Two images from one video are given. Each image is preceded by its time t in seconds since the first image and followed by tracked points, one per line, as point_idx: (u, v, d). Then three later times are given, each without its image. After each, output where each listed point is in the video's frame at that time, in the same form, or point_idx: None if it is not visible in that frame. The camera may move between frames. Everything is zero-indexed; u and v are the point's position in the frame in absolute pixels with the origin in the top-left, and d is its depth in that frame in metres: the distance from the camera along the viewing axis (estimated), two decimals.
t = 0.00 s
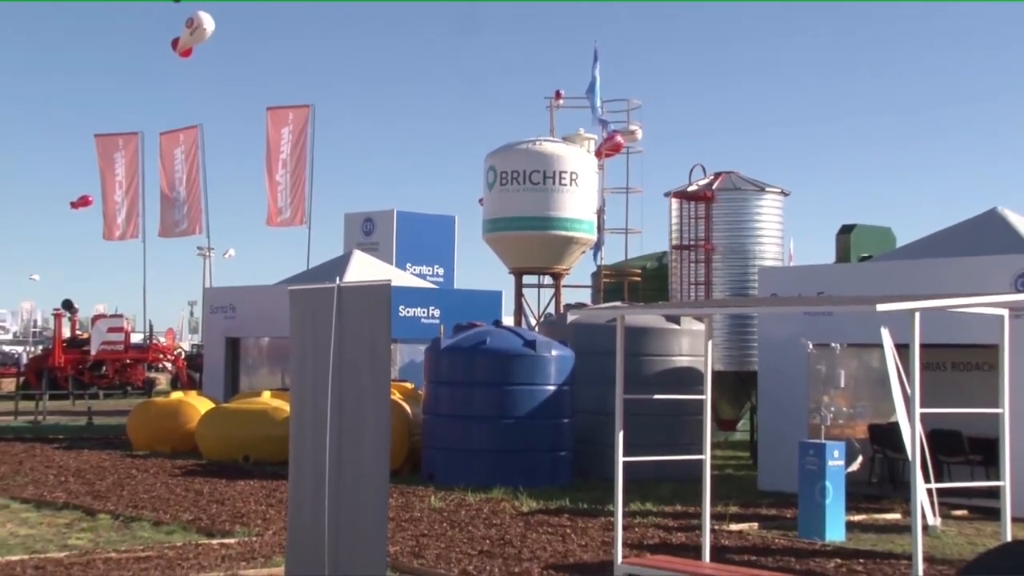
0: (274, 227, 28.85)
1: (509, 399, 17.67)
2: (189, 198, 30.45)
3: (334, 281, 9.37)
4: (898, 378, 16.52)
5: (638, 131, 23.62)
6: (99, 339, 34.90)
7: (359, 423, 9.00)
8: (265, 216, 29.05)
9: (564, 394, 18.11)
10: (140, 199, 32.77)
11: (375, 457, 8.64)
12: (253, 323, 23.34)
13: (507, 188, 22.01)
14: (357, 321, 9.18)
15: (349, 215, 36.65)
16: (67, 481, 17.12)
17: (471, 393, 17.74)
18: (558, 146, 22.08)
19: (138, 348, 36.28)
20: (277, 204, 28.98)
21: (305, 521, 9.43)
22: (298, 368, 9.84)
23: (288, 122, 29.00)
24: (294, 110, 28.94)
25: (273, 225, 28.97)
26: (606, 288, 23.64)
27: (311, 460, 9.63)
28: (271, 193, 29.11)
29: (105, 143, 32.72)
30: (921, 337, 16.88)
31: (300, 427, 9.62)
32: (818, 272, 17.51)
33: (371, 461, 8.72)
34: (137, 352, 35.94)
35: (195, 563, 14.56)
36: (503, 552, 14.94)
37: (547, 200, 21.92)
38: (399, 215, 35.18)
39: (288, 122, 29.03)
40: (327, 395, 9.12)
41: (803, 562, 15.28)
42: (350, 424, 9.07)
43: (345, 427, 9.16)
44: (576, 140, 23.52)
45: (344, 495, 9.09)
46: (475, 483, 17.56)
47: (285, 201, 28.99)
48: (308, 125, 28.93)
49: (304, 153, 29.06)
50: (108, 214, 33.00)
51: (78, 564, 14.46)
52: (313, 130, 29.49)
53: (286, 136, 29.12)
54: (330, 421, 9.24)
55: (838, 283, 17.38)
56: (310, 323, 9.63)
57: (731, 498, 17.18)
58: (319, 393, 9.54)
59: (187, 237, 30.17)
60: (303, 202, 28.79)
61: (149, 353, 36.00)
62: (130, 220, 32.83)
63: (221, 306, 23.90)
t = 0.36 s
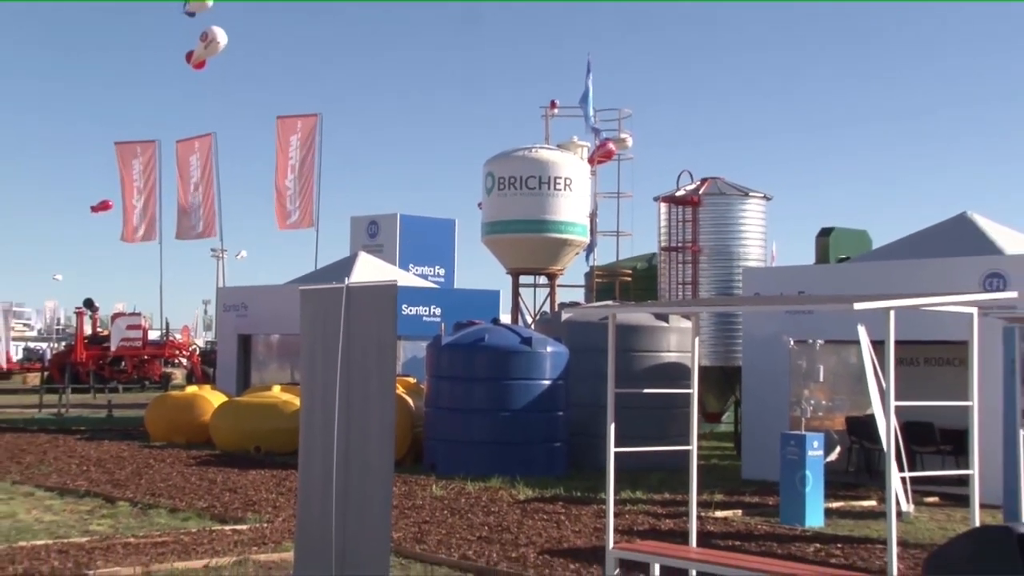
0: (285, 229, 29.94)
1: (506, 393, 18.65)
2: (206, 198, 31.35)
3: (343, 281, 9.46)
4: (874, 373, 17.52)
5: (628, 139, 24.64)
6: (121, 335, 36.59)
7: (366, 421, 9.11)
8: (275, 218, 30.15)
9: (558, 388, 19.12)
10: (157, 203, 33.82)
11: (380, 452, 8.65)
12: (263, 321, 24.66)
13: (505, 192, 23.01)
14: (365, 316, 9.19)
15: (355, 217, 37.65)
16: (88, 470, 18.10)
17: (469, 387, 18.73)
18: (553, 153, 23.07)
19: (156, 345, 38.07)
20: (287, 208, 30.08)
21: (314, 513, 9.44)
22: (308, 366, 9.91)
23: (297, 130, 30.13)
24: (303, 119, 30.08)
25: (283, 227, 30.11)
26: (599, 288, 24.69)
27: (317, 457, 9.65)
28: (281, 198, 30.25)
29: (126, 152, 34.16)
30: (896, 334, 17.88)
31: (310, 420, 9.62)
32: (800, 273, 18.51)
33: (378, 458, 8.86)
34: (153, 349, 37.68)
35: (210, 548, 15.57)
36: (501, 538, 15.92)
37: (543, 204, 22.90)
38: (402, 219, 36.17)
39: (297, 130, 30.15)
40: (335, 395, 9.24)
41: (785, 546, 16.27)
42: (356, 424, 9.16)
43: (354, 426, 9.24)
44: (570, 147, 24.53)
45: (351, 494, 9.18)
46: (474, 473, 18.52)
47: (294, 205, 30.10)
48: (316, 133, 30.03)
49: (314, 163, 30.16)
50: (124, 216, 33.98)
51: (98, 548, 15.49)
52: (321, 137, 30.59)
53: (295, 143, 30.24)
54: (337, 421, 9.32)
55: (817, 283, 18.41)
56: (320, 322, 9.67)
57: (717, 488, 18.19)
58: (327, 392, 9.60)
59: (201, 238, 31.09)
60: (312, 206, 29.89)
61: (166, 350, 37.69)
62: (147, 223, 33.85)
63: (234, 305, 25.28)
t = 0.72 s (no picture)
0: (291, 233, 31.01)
1: (504, 389, 19.65)
2: (215, 206, 32.51)
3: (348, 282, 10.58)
4: (851, 369, 18.54)
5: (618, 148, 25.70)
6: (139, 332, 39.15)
7: (371, 410, 10.32)
8: (282, 222, 31.30)
9: (552, 384, 20.14)
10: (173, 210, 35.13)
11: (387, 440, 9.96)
12: (273, 321, 26.11)
13: (502, 198, 24.06)
14: (371, 332, 10.32)
15: (360, 222, 38.76)
16: (107, 462, 19.11)
17: (468, 383, 19.76)
18: (548, 161, 24.10)
19: (170, 343, 40.49)
20: (294, 213, 31.22)
21: (320, 504, 10.62)
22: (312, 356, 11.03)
23: (304, 138, 31.25)
24: (310, 129, 31.18)
25: (288, 231, 31.27)
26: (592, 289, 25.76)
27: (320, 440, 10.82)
28: (288, 204, 31.38)
29: (141, 159, 35.27)
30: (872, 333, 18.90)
31: (315, 419, 10.74)
32: (782, 275, 19.54)
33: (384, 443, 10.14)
34: (168, 346, 39.85)
35: (222, 535, 16.55)
36: (498, 526, 16.92)
37: (538, 209, 23.94)
38: (404, 223, 37.23)
39: (303, 138, 31.28)
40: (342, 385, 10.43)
41: (766, 533, 17.26)
42: (362, 413, 10.37)
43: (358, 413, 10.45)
44: (563, 155, 25.59)
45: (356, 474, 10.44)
46: (473, 464, 19.52)
47: (301, 211, 31.22)
48: (321, 142, 31.13)
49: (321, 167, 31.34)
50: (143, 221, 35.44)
51: (117, 535, 16.42)
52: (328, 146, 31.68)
53: (302, 151, 31.36)
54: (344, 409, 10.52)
55: (798, 284, 19.44)
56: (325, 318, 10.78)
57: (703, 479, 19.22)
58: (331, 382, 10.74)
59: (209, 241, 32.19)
60: (318, 212, 30.98)
61: (181, 347, 40.08)
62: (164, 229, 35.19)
63: (245, 306, 26.77)
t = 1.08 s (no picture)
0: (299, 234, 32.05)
1: (502, 383, 20.71)
2: (228, 211, 33.55)
3: (356, 283, 11.56)
4: (833, 364, 19.59)
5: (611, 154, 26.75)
6: (156, 329, 40.29)
7: (377, 403, 11.32)
8: (291, 225, 32.41)
9: (549, 379, 21.20)
10: (188, 213, 36.30)
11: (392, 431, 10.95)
12: (282, 320, 27.37)
13: (501, 202, 25.13)
14: (375, 336, 11.35)
15: (366, 225, 39.85)
16: (127, 452, 20.16)
17: (469, 377, 20.80)
18: (545, 166, 25.16)
19: (186, 339, 41.71)
20: (302, 216, 32.33)
21: (328, 493, 11.65)
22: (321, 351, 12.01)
23: (312, 145, 32.24)
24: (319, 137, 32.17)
25: (297, 233, 32.39)
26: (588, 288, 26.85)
27: (329, 430, 11.82)
28: (297, 208, 32.47)
29: (158, 166, 36.44)
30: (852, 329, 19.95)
31: (323, 411, 11.77)
32: (767, 275, 20.57)
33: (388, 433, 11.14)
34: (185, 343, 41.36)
35: (235, 522, 17.57)
36: (497, 514, 17.95)
37: (535, 212, 24.98)
38: (407, 226, 38.29)
39: (312, 145, 32.28)
40: (350, 379, 11.41)
41: (752, 520, 18.25)
42: (368, 405, 11.37)
43: (364, 405, 11.44)
44: (558, 161, 26.65)
45: (363, 460, 11.45)
46: (473, 455, 20.55)
47: (309, 214, 32.31)
48: (329, 149, 32.15)
49: (328, 174, 32.43)
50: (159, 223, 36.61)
51: (136, 522, 17.43)
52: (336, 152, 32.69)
53: (310, 157, 32.38)
54: (351, 401, 11.51)
55: (782, 283, 20.48)
56: (334, 317, 11.75)
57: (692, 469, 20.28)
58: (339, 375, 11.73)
59: (221, 243, 33.41)
60: (325, 216, 32.03)
61: (196, 344, 41.51)
62: (179, 231, 36.39)
63: (256, 305, 28.03)
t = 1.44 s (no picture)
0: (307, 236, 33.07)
1: (501, 377, 21.79)
2: (241, 213, 34.67)
3: (362, 283, 12.53)
4: (815, 359, 20.65)
5: (606, 159, 27.82)
6: (174, 326, 41.97)
7: (381, 394, 12.29)
8: (300, 226, 33.48)
9: (546, 373, 22.32)
10: (202, 215, 37.40)
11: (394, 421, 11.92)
12: (292, 316, 28.52)
13: (500, 204, 26.21)
14: (379, 337, 12.35)
15: (373, 227, 40.94)
16: (146, 442, 21.25)
17: (469, 371, 21.90)
18: (542, 171, 26.25)
19: (203, 335, 43.34)
20: (311, 218, 33.40)
21: (339, 478, 12.67)
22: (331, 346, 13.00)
23: (321, 149, 33.26)
24: (327, 142, 33.14)
25: (306, 234, 33.44)
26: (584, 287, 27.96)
27: (339, 420, 12.82)
28: (305, 211, 33.54)
29: (176, 171, 37.51)
30: (834, 326, 21.00)
31: (332, 402, 12.76)
32: (753, 274, 21.67)
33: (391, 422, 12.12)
34: (201, 338, 42.96)
35: (248, 509, 18.62)
36: (497, 502, 19.01)
37: (533, 214, 26.06)
38: (411, 228, 39.35)
39: (320, 150, 33.30)
40: (357, 372, 12.39)
41: (738, 506, 19.31)
42: (373, 396, 12.35)
43: (370, 396, 12.43)
44: (555, 165, 27.74)
45: (369, 447, 12.43)
46: (473, 445, 21.64)
47: (317, 216, 33.37)
48: (337, 154, 33.12)
49: (337, 178, 33.52)
50: (176, 228, 37.60)
51: (155, 508, 18.49)
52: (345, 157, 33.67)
53: (319, 162, 33.43)
54: (358, 392, 12.50)
55: (767, 282, 21.54)
56: (343, 314, 12.74)
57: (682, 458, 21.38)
58: (347, 368, 12.72)
59: (234, 246, 34.37)
60: (332, 218, 33.06)
61: (211, 339, 43.07)
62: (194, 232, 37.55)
63: (267, 302, 29.17)
